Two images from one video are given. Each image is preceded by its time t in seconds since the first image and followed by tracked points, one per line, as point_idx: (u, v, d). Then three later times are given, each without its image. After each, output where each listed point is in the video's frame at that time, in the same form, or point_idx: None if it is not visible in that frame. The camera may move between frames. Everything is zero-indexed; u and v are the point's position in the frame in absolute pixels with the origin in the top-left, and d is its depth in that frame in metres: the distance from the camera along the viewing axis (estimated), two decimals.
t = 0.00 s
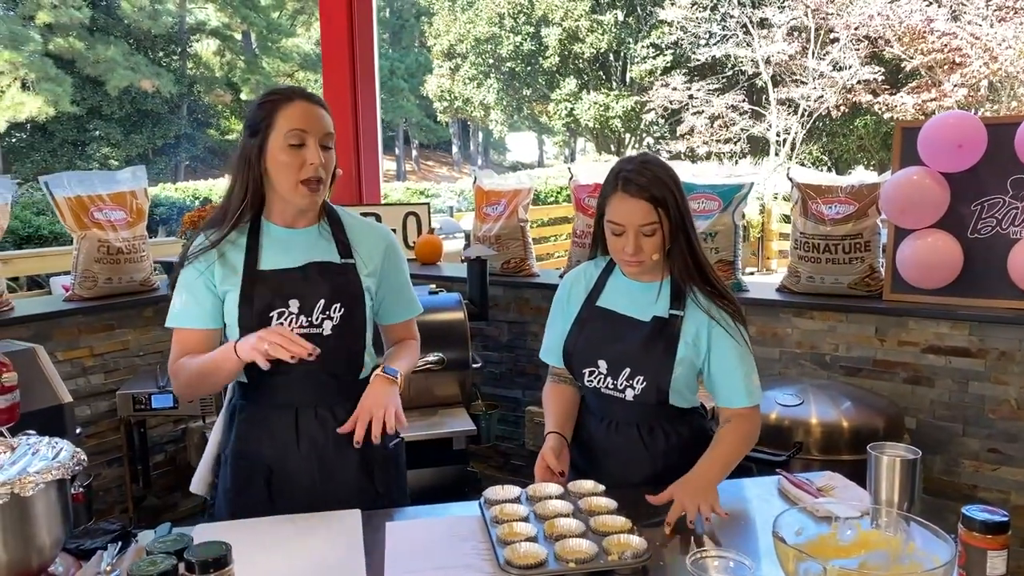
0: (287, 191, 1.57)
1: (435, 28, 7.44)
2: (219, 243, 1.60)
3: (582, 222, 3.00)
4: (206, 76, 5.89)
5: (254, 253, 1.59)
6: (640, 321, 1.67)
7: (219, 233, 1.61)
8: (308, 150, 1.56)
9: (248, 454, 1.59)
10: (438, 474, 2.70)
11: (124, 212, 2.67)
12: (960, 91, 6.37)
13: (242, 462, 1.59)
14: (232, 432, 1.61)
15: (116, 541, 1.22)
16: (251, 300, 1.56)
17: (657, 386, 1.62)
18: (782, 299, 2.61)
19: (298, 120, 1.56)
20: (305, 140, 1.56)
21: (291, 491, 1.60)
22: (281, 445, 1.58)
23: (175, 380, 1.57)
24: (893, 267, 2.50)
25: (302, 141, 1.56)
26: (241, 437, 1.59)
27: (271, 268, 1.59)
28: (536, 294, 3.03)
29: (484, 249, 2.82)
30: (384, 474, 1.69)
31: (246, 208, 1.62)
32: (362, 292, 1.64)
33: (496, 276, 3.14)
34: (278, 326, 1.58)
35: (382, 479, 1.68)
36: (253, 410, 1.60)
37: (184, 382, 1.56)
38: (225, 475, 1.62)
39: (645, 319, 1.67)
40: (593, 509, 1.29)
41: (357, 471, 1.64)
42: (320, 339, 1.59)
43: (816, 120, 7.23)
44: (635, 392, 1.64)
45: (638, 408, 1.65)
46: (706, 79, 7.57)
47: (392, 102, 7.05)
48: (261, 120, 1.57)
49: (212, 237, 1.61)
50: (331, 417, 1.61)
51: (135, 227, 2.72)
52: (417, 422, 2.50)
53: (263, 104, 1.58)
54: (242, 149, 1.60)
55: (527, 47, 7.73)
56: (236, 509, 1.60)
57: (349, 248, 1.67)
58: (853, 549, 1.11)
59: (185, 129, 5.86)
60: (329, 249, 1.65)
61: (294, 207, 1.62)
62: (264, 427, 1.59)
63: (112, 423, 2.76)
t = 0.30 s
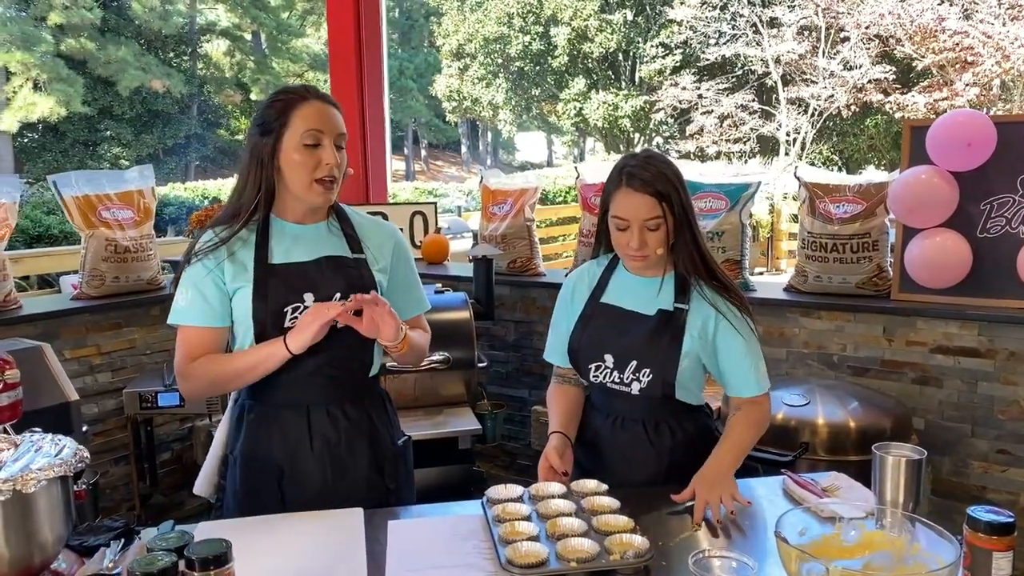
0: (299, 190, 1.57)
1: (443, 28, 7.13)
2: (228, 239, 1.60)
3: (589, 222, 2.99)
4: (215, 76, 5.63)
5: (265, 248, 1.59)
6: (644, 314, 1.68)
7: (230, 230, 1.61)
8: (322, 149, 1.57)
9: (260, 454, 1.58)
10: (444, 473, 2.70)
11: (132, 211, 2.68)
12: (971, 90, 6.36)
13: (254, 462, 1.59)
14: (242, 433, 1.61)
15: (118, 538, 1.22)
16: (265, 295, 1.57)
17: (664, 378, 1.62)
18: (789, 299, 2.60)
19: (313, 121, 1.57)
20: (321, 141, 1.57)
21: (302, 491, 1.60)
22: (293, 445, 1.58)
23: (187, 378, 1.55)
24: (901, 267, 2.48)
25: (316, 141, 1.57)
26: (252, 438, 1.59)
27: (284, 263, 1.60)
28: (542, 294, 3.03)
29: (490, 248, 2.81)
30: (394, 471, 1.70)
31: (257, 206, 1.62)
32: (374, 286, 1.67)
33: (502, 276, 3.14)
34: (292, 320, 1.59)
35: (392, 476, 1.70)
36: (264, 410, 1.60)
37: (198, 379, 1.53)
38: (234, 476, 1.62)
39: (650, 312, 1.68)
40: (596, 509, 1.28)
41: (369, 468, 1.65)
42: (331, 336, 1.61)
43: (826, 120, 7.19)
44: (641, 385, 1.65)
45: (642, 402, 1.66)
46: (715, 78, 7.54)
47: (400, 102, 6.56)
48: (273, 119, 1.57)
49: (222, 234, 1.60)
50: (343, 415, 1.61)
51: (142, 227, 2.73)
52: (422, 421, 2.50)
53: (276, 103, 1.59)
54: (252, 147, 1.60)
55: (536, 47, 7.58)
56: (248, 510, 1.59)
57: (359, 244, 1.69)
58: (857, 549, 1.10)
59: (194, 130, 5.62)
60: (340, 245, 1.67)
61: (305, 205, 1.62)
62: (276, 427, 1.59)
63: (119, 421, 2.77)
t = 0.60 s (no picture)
0: (309, 191, 1.57)
1: (452, 27, 7.31)
2: (234, 241, 1.59)
3: (594, 221, 2.99)
4: (224, 77, 5.61)
5: (271, 248, 1.60)
6: (651, 310, 1.69)
7: (234, 231, 1.60)
8: (333, 150, 1.58)
9: (267, 456, 1.59)
10: (448, 473, 2.71)
11: (138, 211, 2.70)
12: (982, 89, 6.16)
13: (261, 463, 1.59)
14: (249, 434, 1.61)
15: (119, 536, 1.23)
16: (272, 296, 1.57)
17: (672, 372, 1.64)
18: (795, 299, 2.58)
19: (324, 122, 1.57)
20: (331, 142, 1.58)
21: (309, 492, 1.61)
22: (300, 446, 1.59)
23: (189, 376, 1.55)
24: (907, 267, 2.47)
25: (327, 142, 1.57)
26: (259, 438, 1.59)
27: (290, 264, 1.60)
28: (547, 293, 3.03)
29: (494, 248, 2.82)
30: (400, 471, 1.71)
31: (260, 208, 1.61)
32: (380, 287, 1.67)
33: (507, 275, 3.14)
34: (299, 321, 1.59)
35: (399, 476, 1.70)
36: (270, 411, 1.60)
37: (201, 380, 1.54)
38: (240, 477, 1.62)
39: (656, 307, 1.69)
40: (596, 509, 1.28)
41: (375, 468, 1.65)
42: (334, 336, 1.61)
43: (836, 119, 7.03)
44: (650, 379, 1.65)
45: (649, 395, 1.66)
46: (724, 78, 7.34)
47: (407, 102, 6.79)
48: (282, 118, 1.57)
49: (228, 235, 1.59)
50: (350, 417, 1.62)
51: (148, 226, 2.75)
52: (426, 421, 2.51)
53: (283, 102, 1.58)
54: (258, 146, 1.59)
55: (544, 47, 7.61)
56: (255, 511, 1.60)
57: (365, 245, 1.69)
58: (857, 551, 1.10)
59: (204, 130, 5.53)
60: (345, 246, 1.67)
61: (312, 206, 1.62)
62: (283, 428, 1.59)
63: (125, 420, 2.78)
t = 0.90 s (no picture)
0: (318, 185, 1.59)
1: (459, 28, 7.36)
2: (237, 243, 1.58)
3: (598, 220, 2.98)
4: (232, 77, 5.62)
5: (275, 249, 1.59)
6: (654, 304, 1.77)
7: (237, 232, 1.59)
8: (343, 146, 1.60)
9: (272, 456, 1.58)
10: (451, 473, 2.71)
11: (143, 211, 2.71)
12: (991, 89, 6.06)
13: (266, 464, 1.58)
14: (253, 434, 1.60)
15: (119, 534, 1.23)
16: (277, 298, 1.56)
17: (673, 364, 1.71)
18: (800, 299, 2.57)
19: (335, 117, 1.60)
20: (341, 137, 1.60)
21: (316, 493, 1.60)
22: (306, 446, 1.58)
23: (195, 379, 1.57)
24: (912, 267, 2.46)
25: (337, 138, 1.59)
26: (264, 440, 1.59)
27: (294, 265, 1.60)
28: (551, 293, 3.02)
29: (498, 248, 2.81)
30: (406, 471, 1.71)
31: (265, 205, 1.61)
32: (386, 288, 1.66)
33: (511, 275, 3.14)
34: (304, 322, 1.58)
35: (405, 476, 1.70)
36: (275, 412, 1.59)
37: (203, 385, 1.54)
38: (245, 478, 1.61)
39: (660, 302, 1.77)
40: (595, 509, 1.28)
41: (382, 468, 1.65)
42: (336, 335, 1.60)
43: (843, 119, 6.86)
44: (651, 371, 1.72)
45: (648, 389, 1.73)
46: (731, 78, 7.24)
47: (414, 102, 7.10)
48: (293, 115, 1.58)
49: (230, 237, 1.59)
50: (357, 418, 1.62)
51: (153, 225, 2.76)
52: (429, 420, 2.51)
53: (295, 98, 1.60)
54: (264, 142, 1.59)
55: (551, 47, 7.44)
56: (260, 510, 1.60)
57: (368, 245, 1.68)
58: (857, 552, 1.09)
59: (212, 130, 5.56)
60: (348, 246, 1.66)
61: (317, 201, 1.64)
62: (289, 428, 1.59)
63: (129, 419, 2.79)
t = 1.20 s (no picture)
0: (329, 177, 1.60)
1: (465, 28, 7.35)
2: (240, 242, 1.58)
3: (601, 219, 2.98)
4: (239, 78, 5.53)
5: (278, 248, 1.59)
6: (650, 298, 1.78)
7: (241, 230, 1.59)
8: (351, 139, 1.62)
9: (275, 456, 1.58)
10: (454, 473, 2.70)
11: (147, 210, 2.73)
12: (1000, 88, 5.97)
13: (268, 464, 1.58)
14: (254, 434, 1.60)
15: (118, 533, 1.24)
16: (279, 297, 1.56)
17: (665, 357, 1.72)
18: (805, 299, 2.56)
19: (339, 110, 1.61)
20: (347, 130, 1.62)
21: (317, 493, 1.60)
22: (308, 445, 1.58)
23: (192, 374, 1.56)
24: (917, 267, 2.44)
25: (346, 131, 1.62)
26: (265, 440, 1.58)
27: (297, 263, 1.60)
28: (555, 292, 3.02)
29: (501, 247, 2.81)
30: (408, 472, 1.71)
31: (270, 201, 1.61)
32: (388, 287, 1.66)
33: (514, 275, 3.13)
34: (307, 321, 1.58)
35: (407, 476, 1.70)
36: (276, 412, 1.59)
37: (198, 383, 1.55)
38: (246, 477, 1.61)
39: (656, 296, 1.78)
40: (594, 508, 1.27)
41: (384, 467, 1.65)
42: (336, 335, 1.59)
43: (851, 118, 6.84)
44: (643, 362, 1.74)
45: (642, 382, 1.75)
46: (738, 77, 7.20)
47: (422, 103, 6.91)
48: (301, 108, 1.59)
49: (233, 235, 1.59)
50: (358, 418, 1.62)
51: (157, 224, 2.77)
52: (431, 419, 2.51)
53: (302, 92, 1.61)
54: (270, 136, 1.59)
55: (557, 46, 7.50)
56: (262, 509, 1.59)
57: (370, 243, 1.68)
58: (858, 552, 1.08)
59: (220, 130, 5.44)
60: (350, 245, 1.66)
61: (323, 196, 1.64)
62: (291, 428, 1.58)
63: (133, 418, 2.80)
